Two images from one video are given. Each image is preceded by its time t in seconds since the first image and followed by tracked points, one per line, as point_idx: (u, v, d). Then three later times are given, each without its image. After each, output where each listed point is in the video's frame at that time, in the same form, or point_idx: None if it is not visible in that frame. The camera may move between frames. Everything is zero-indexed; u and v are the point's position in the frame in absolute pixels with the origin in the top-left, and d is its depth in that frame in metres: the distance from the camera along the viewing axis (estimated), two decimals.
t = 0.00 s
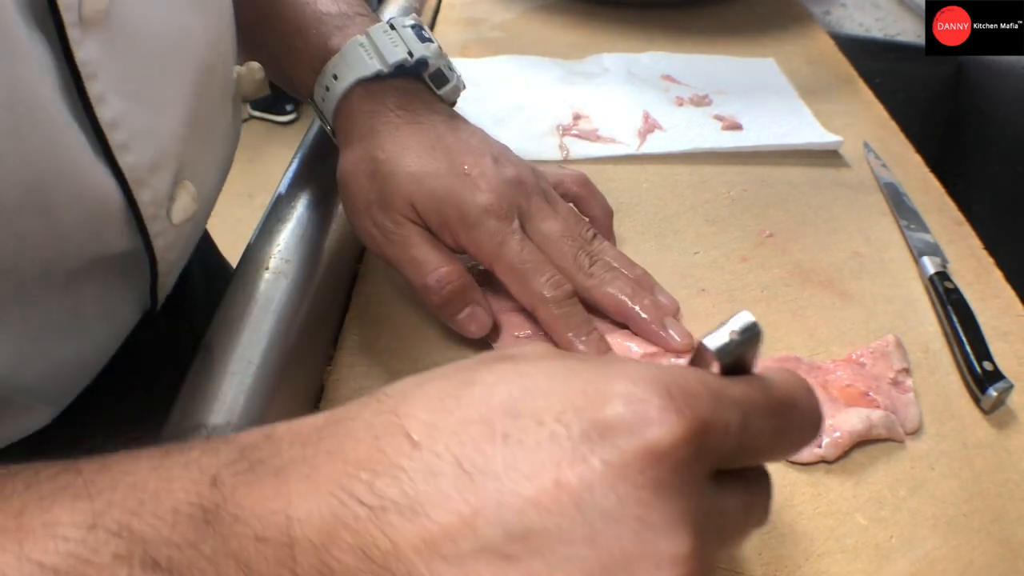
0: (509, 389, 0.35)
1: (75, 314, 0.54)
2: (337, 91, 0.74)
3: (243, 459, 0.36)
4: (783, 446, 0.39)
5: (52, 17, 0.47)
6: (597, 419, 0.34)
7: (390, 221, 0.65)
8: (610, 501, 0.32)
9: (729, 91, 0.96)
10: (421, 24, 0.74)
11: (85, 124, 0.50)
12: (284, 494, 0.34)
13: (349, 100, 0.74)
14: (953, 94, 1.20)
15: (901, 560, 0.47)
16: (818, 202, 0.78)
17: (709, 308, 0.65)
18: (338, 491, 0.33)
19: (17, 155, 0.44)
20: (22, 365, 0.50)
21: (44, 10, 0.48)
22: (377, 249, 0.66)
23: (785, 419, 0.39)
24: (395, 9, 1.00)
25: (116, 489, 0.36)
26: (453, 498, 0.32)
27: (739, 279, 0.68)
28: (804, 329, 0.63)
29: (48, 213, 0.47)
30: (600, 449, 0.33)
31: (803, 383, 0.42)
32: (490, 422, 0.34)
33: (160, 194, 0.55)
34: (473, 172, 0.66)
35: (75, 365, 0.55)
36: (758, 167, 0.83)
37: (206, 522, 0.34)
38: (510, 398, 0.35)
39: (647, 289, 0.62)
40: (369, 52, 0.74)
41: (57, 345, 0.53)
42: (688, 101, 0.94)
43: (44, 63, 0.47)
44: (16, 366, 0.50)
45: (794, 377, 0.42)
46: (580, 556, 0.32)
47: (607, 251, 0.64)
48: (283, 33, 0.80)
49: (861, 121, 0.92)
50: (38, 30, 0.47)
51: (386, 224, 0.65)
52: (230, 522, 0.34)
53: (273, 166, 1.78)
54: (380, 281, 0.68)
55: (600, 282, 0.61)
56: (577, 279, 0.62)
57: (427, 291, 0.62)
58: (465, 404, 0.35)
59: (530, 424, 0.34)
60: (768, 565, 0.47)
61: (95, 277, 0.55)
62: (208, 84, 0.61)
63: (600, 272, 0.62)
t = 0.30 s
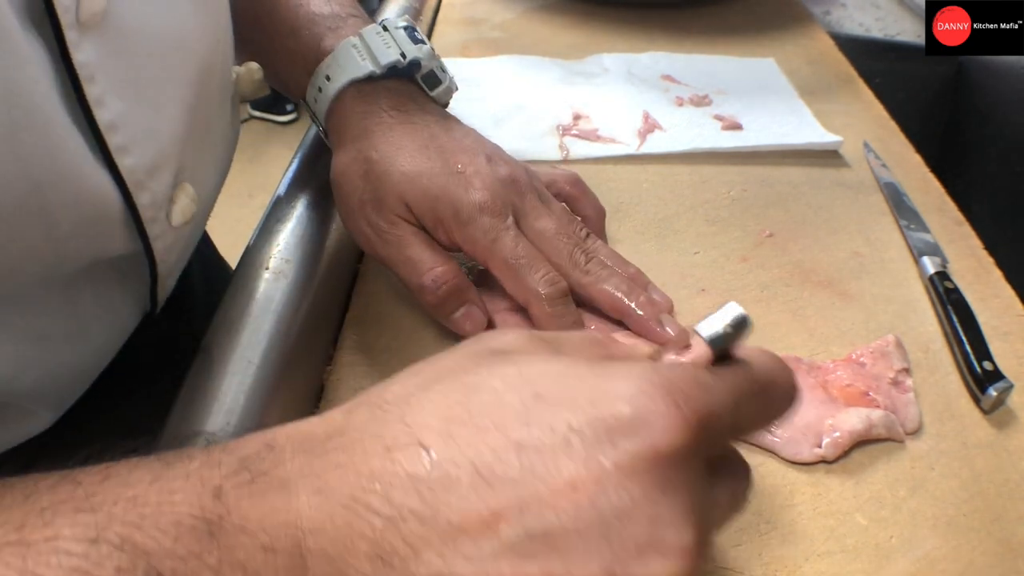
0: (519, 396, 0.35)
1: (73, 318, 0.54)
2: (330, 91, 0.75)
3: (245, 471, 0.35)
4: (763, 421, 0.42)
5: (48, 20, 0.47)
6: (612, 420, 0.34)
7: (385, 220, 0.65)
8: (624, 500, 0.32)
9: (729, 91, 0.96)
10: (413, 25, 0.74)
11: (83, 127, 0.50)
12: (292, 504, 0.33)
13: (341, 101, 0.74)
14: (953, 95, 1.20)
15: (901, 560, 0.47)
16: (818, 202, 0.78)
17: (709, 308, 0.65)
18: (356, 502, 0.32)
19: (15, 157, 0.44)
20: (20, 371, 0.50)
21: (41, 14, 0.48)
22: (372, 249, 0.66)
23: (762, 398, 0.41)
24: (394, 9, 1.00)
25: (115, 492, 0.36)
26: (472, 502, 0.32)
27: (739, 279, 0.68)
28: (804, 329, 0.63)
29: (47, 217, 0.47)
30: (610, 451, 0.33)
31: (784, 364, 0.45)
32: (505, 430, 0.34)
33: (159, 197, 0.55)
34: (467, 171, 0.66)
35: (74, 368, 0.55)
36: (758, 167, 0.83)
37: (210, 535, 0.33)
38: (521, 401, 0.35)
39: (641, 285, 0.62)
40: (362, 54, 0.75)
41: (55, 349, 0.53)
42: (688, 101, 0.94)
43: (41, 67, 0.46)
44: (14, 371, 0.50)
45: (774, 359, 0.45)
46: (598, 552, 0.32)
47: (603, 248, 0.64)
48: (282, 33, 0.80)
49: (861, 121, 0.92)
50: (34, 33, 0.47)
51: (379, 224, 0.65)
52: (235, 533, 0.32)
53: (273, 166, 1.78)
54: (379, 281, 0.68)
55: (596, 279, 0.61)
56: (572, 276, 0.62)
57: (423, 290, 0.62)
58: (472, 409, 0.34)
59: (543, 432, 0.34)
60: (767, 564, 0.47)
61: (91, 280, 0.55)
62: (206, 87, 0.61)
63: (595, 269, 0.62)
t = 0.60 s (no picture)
0: (471, 334, 0.40)
1: (72, 325, 0.54)
2: (330, 85, 0.74)
3: (246, 429, 0.40)
4: (712, 341, 0.45)
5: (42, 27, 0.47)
6: (551, 333, 0.40)
7: (392, 211, 0.65)
8: (574, 390, 0.37)
9: (729, 91, 0.96)
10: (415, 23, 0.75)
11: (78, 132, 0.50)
12: (291, 451, 0.37)
13: (343, 95, 0.74)
14: (953, 95, 1.20)
15: (901, 560, 0.48)
16: (818, 202, 0.78)
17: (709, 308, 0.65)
18: (346, 437, 0.37)
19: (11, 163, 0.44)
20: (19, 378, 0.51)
21: (34, 21, 0.48)
22: (378, 240, 0.66)
23: (707, 314, 0.44)
24: (394, 9, 1.00)
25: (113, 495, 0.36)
26: (443, 421, 0.37)
27: (739, 279, 0.68)
28: (804, 329, 0.63)
29: (42, 224, 0.47)
30: (556, 353, 0.39)
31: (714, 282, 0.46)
32: (461, 356, 0.39)
33: (155, 202, 0.55)
34: (475, 157, 0.64)
35: (73, 375, 0.55)
36: (758, 167, 0.83)
37: (223, 483, 0.37)
38: (473, 339, 0.40)
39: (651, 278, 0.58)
40: (363, 49, 0.75)
41: (54, 357, 0.53)
42: (688, 101, 0.94)
43: (33, 74, 0.46)
44: (14, 379, 0.50)
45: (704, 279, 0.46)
46: (563, 443, 0.37)
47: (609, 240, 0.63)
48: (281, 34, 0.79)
49: (861, 121, 0.92)
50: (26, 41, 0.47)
51: (386, 215, 0.65)
52: (241, 481, 0.37)
53: (273, 166, 1.78)
54: (379, 280, 0.68)
55: (606, 268, 0.58)
56: (582, 265, 0.59)
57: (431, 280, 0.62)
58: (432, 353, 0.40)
59: (495, 349, 0.39)
60: (767, 564, 0.47)
61: (91, 286, 0.55)
62: (203, 91, 0.61)
63: (607, 257, 0.59)
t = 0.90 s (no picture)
0: (547, 414, 0.33)
1: (67, 331, 0.54)
2: (335, 84, 0.74)
3: (294, 518, 0.34)
4: (803, 424, 0.40)
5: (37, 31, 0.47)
6: (643, 420, 0.32)
7: (407, 209, 0.64)
8: (669, 496, 0.30)
9: (729, 91, 0.96)
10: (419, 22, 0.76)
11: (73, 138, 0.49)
12: (342, 549, 0.31)
13: (350, 92, 0.74)
14: (952, 95, 1.20)
15: (901, 560, 0.47)
16: (818, 202, 0.78)
17: (709, 309, 0.65)
18: (401, 533, 0.31)
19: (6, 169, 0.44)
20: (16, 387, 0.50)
21: (29, 24, 0.48)
22: (395, 242, 0.65)
23: (798, 393, 0.39)
24: (394, 9, 1.00)
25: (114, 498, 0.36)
26: (516, 526, 0.30)
27: (739, 279, 0.68)
28: (804, 329, 0.63)
29: (40, 230, 0.47)
30: (650, 451, 0.31)
31: (822, 358, 0.42)
32: (538, 445, 0.32)
33: (152, 208, 0.55)
34: (487, 143, 0.65)
35: (71, 382, 0.55)
36: (759, 167, 0.83)
37: None
38: (553, 421, 0.33)
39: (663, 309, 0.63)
40: (368, 48, 0.75)
41: (52, 365, 0.53)
42: (688, 101, 0.94)
43: (28, 78, 0.46)
44: (11, 389, 0.50)
45: (809, 350, 0.42)
46: (655, 554, 0.30)
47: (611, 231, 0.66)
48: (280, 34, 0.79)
49: (861, 121, 0.92)
50: (21, 45, 0.47)
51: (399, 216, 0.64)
52: None
53: (273, 166, 1.78)
54: (379, 278, 0.68)
55: (623, 255, 0.62)
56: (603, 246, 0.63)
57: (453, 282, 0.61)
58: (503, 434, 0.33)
59: (579, 440, 0.32)
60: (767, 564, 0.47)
61: (87, 291, 0.55)
62: (199, 95, 0.61)
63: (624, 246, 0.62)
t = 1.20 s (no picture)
0: (527, 458, 0.35)
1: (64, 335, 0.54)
2: (385, 89, 0.70)
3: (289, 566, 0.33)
4: (774, 440, 0.42)
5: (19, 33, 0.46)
6: (620, 467, 0.34)
7: (494, 236, 0.59)
8: (645, 541, 0.33)
9: (729, 91, 0.96)
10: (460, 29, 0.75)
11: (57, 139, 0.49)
12: None
13: (405, 99, 0.69)
14: (951, 97, 1.19)
15: (901, 560, 0.47)
16: (818, 202, 0.78)
17: (708, 309, 0.65)
18: None
19: None
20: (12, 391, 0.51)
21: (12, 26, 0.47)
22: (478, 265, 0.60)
23: (769, 417, 0.41)
24: (395, 10, 1.01)
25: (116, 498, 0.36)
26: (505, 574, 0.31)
27: (739, 279, 0.68)
28: (804, 329, 0.63)
29: (23, 231, 0.47)
30: (625, 497, 0.33)
31: (785, 369, 0.44)
32: (520, 492, 0.33)
33: (144, 209, 0.54)
34: (583, 172, 0.61)
35: (70, 385, 0.56)
36: (759, 167, 0.83)
37: None
38: (533, 465, 0.34)
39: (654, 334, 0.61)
40: (416, 53, 0.72)
41: (47, 369, 0.53)
42: (688, 101, 0.94)
43: (10, 82, 0.46)
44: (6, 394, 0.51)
45: (772, 366, 0.43)
46: None
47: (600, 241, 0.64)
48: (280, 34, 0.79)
49: (860, 121, 0.92)
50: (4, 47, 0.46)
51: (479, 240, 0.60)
52: None
53: (273, 167, 1.78)
54: (380, 275, 0.69)
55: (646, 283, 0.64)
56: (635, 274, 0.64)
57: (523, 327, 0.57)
58: (485, 480, 0.34)
59: (558, 489, 0.34)
60: (767, 564, 0.47)
61: (83, 295, 0.56)
62: (193, 93, 0.60)
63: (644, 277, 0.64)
